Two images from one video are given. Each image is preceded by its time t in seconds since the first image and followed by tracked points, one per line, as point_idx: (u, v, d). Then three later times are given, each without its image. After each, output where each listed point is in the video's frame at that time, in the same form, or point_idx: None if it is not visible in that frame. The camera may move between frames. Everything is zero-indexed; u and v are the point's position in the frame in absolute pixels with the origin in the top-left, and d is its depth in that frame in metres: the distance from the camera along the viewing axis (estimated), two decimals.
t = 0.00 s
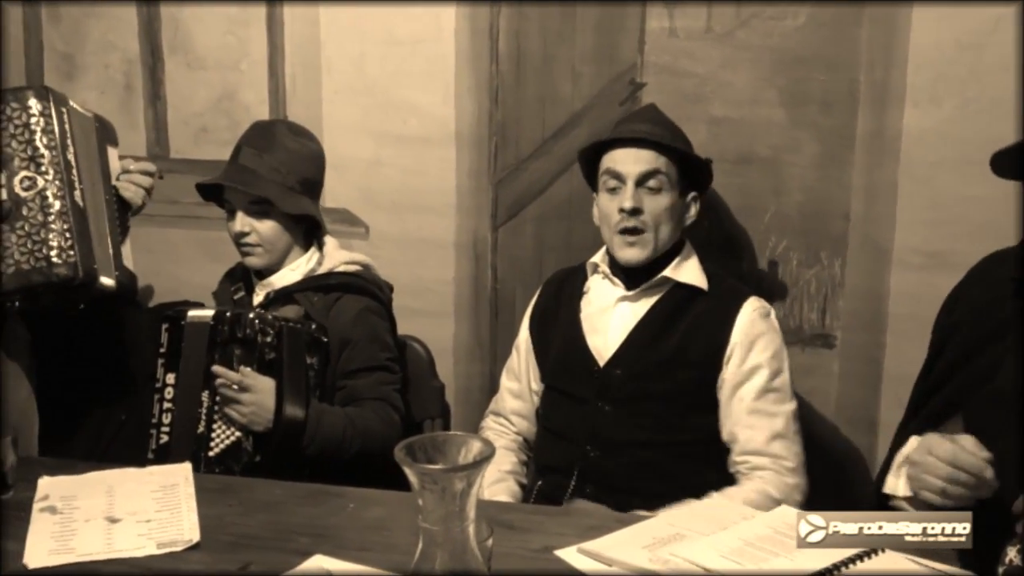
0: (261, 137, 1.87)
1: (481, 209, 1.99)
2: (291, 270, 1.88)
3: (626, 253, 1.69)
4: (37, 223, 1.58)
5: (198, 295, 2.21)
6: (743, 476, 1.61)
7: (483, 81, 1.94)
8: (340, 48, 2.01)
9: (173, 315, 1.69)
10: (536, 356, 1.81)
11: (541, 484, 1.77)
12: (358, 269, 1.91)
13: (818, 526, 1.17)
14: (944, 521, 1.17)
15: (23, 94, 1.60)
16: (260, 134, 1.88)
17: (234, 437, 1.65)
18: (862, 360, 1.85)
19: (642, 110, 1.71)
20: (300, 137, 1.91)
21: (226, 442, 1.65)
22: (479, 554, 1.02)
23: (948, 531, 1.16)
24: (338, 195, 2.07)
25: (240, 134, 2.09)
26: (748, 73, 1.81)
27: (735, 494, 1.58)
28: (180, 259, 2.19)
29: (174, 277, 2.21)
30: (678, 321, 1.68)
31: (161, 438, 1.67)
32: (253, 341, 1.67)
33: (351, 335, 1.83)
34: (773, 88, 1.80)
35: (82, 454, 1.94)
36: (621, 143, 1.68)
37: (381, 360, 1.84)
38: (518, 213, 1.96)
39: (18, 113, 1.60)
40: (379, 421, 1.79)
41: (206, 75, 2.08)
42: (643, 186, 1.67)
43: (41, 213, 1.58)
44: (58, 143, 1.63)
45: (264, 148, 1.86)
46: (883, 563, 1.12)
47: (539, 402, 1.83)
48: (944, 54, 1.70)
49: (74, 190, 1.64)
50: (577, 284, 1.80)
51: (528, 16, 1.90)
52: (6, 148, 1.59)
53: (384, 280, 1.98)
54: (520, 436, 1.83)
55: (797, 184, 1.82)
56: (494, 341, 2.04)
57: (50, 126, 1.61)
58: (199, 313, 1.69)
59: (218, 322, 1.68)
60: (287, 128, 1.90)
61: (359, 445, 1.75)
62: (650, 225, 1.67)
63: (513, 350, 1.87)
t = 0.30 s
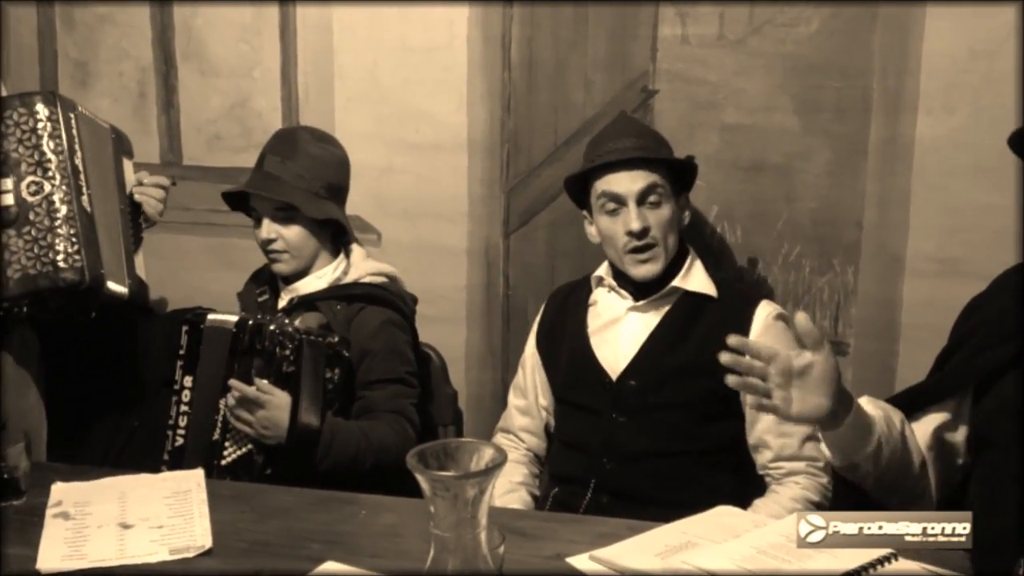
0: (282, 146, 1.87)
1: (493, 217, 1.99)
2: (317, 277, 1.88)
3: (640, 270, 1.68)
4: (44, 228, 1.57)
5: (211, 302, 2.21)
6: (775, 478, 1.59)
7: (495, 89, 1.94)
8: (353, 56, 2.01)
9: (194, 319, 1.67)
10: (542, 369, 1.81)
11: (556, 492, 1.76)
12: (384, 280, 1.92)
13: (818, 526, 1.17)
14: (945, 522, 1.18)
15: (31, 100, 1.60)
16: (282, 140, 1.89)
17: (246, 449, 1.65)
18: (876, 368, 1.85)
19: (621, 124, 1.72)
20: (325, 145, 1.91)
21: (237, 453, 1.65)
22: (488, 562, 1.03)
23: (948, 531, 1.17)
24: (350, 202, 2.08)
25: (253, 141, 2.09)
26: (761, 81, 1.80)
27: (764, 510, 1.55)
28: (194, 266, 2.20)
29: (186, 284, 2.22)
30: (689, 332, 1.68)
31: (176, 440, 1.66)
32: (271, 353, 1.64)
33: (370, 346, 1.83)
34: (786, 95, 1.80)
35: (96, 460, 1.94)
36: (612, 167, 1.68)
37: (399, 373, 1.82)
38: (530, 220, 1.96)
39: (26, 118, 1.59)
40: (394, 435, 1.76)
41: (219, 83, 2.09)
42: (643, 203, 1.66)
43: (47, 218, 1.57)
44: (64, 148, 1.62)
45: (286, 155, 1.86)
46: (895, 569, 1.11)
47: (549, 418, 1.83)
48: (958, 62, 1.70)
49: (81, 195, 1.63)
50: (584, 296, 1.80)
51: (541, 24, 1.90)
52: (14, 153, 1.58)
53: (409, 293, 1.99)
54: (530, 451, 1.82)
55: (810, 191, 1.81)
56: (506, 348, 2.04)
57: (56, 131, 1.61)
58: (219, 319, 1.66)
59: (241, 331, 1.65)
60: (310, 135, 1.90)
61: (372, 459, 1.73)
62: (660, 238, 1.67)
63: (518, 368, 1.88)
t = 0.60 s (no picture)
0: (303, 149, 1.88)
1: (502, 223, 1.99)
2: (328, 284, 1.87)
3: (659, 274, 1.66)
4: (53, 235, 1.59)
5: (221, 307, 2.22)
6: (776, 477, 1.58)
7: (504, 95, 1.94)
8: (362, 62, 2.02)
9: (200, 324, 1.67)
10: (542, 380, 1.80)
11: (563, 500, 1.74)
12: (395, 289, 1.91)
13: (818, 526, 1.19)
14: (944, 523, 1.21)
15: (40, 107, 1.61)
16: (300, 147, 1.89)
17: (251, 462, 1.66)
18: (887, 374, 1.84)
19: (612, 130, 1.71)
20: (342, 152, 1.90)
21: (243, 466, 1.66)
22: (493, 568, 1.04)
23: (948, 531, 1.21)
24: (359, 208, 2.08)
25: (263, 147, 2.10)
26: (771, 87, 1.80)
27: (763, 511, 1.54)
28: (203, 272, 2.20)
29: (195, 290, 2.22)
30: (684, 330, 1.68)
31: (182, 447, 1.67)
32: (279, 369, 1.64)
33: (377, 360, 1.83)
34: (796, 102, 1.80)
35: (105, 462, 1.96)
36: (626, 176, 1.67)
37: (407, 387, 1.83)
38: (540, 225, 1.96)
39: (35, 126, 1.60)
40: (400, 449, 1.77)
41: (229, 89, 2.10)
42: (661, 210, 1.66)
43: (57, 225, 1.59)
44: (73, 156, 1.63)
45: (297, 161, 1.86)
46: None
47: (552, 428, 1.82)
48: (968, 68, 1.70)
49: (89, 202, 1.64)
50: (580, 304, 1.81)
51: (550, 31, 1.90)
52: (23, 161, 1.59)
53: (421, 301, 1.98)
54: (536, 462, 1.80)
55: (820, 197, 1.81)
56: (515, 354, 2.04)
57: (66, 138, 1.62)
58: (227, 327, 1.66)
59: (249, 341, 1.65)
60: (328, 141, 1.90)
61: (377, 471, 1.73)
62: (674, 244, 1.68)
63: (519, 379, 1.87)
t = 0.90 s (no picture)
0: (304, 159, 1.88)
1: (511, 230, 1.99)
2: (333, 297, 1.86)
3: (682, 276, 1.65)
4: (62, 241, 1.61)
5: (230, 314, 2.22)
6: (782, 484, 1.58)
7: (514, 103, 1.94)
8: (372, 69, 2.02)
9: (196, 334, 1.70)
10: (549, 390, 1.80)
11: (572, 508, 1.76)
12: (399, 297, 1.91)
13: (817, 526, 1.19)
14: (944, 522, 1.16)
15: (45, 114, 1.62)
16: (303, 155, 1.90)
17: (249, 468, 1.68)
18: (895, 382, 1.84)
19: (643, 132, 1.70)
20: (342, 157, 1.90)
21: (242, 472, 1.68)
22: None
23: (948, 531, 1.16)
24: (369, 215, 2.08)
25: (273, 155, 2.10)
26: (780, 94, 1.80)
27: (773, 521, 1.54)
28: (213, 279, 2.21)
29: (205, 297, 2.22)
30: (695, 337, 1.67)
31: (182, 458, 1.71)
32: (273, 375, 1.66)
33: (382, 370, 1.82)
34: (805, 109, 1.80)
35: (115, 470, 1.99)
36: (661, 171, 1.66)
37: (415, 397, 1.82)
38: (549, 233, 1.96)
39: (41, 133, 1.61)
40: (401, 459, 1.75)
41: (240, 97, 2.10)
42: (693, 211, 1.66)
43: (65, 231, 1.61)
44: (80, 161, 1.64)
45: (299, 170, 1.87)
46: None
47: (558, 437, 1.81)
48: (978, 76, 1.69)
49: (97, 207, 1.66)
50: (588, 313, 1.79)
51: (560, 38, 1.91)
52: (30, 168, 1.61)
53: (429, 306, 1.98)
54: (539, 471, 1.80)
55: (829, 205, 1.81)
56: (524, 362, 2.04)
57: (72, 144, 1.63)
58: (219, 335, 1.69)
59: (242, 351, 1.67)
60: (331, 150, 1.90)
61: (376, 480, 1.73)
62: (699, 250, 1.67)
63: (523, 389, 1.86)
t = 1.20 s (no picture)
0: (306, 167, 1.87)
1: (519, 237, 1.99)
2: (342, 303, 1.87)
3: (701, 280, 1.65)
4: (68, 247, 1.67)
5: (238, 320, 2.22)
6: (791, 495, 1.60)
7: (521, 109, 1.94)
8: (379, 76, 2.02)
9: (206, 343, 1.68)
10: (563, 393, 1.79)
11: (580, 514, 1.76)
12: (407, 302, 1.90)
13: (818, 526, 1.19)
14: (945, 522, 1.16)
15: (52, 121, 1.67)
16: (305, 164, 1.88)
17: (258, 472, 1.69)
18: (903, 390, 1.83)
19: (686, 135, 1.69)
20: (347, 165, 1.89)
21: (251, 476, 1.69)
22: None
23: (948, 531, 1.16)
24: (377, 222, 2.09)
25: (281, 161, 2.11)
26: (788, 101, 1.80)
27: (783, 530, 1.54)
28: (221, 286, 2.21)
29: (213, 303, 2.23)
30: (713, 346, 1.67)
31: (190, 466, 1.69)
32: (281, 377, 1.67)
33: (393, 374, 1.82)
34: (812, 116, 1.79)
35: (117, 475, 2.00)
36: (698, 171, 1.65)
37: (424, 402, 1.82)
38: (556, 240, 1.96)
39: (47, 139, 1.67)
40: (410, 464, 1.77)
41: (248, 103, 2.11)
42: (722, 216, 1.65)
43: (72, 237, 1.67)
44: (87, 168, 1.70)
45: (308, 177, 1.86)
46: None
47: (569, 439, 1.81)
48: (986, 83, 1.69)
49: (104, 214, 1.72)
50: (604, 316, 1.78)
51: (567, 45, 1.90)
52: (37, 174, 1.67)
53: (437, 311, 1.98)
54: (551, 474, 1.80)
55: (837, 212, 1.81)
56: (531, 369, 2.04)
57: (78, 151, 1.69)
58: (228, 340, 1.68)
59: (249, 357, 1.67)
60: (333, 157, 1.88)
61: (383, 486, 1.73)
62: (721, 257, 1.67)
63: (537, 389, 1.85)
